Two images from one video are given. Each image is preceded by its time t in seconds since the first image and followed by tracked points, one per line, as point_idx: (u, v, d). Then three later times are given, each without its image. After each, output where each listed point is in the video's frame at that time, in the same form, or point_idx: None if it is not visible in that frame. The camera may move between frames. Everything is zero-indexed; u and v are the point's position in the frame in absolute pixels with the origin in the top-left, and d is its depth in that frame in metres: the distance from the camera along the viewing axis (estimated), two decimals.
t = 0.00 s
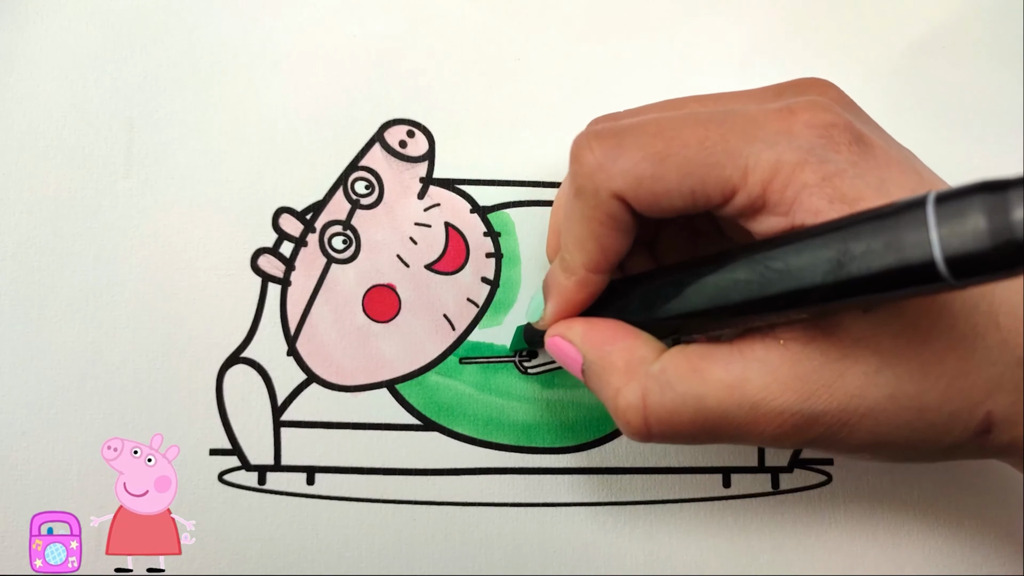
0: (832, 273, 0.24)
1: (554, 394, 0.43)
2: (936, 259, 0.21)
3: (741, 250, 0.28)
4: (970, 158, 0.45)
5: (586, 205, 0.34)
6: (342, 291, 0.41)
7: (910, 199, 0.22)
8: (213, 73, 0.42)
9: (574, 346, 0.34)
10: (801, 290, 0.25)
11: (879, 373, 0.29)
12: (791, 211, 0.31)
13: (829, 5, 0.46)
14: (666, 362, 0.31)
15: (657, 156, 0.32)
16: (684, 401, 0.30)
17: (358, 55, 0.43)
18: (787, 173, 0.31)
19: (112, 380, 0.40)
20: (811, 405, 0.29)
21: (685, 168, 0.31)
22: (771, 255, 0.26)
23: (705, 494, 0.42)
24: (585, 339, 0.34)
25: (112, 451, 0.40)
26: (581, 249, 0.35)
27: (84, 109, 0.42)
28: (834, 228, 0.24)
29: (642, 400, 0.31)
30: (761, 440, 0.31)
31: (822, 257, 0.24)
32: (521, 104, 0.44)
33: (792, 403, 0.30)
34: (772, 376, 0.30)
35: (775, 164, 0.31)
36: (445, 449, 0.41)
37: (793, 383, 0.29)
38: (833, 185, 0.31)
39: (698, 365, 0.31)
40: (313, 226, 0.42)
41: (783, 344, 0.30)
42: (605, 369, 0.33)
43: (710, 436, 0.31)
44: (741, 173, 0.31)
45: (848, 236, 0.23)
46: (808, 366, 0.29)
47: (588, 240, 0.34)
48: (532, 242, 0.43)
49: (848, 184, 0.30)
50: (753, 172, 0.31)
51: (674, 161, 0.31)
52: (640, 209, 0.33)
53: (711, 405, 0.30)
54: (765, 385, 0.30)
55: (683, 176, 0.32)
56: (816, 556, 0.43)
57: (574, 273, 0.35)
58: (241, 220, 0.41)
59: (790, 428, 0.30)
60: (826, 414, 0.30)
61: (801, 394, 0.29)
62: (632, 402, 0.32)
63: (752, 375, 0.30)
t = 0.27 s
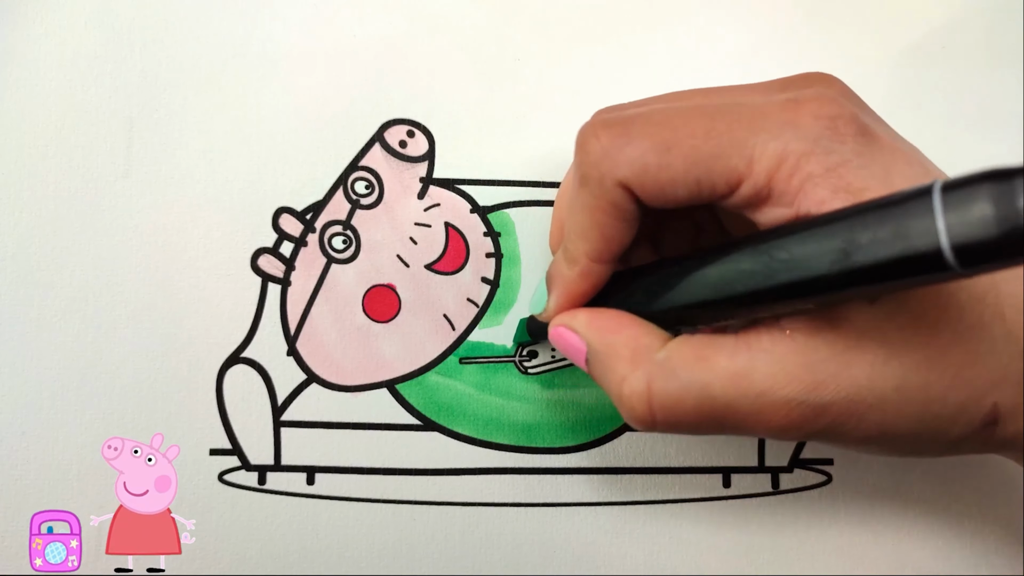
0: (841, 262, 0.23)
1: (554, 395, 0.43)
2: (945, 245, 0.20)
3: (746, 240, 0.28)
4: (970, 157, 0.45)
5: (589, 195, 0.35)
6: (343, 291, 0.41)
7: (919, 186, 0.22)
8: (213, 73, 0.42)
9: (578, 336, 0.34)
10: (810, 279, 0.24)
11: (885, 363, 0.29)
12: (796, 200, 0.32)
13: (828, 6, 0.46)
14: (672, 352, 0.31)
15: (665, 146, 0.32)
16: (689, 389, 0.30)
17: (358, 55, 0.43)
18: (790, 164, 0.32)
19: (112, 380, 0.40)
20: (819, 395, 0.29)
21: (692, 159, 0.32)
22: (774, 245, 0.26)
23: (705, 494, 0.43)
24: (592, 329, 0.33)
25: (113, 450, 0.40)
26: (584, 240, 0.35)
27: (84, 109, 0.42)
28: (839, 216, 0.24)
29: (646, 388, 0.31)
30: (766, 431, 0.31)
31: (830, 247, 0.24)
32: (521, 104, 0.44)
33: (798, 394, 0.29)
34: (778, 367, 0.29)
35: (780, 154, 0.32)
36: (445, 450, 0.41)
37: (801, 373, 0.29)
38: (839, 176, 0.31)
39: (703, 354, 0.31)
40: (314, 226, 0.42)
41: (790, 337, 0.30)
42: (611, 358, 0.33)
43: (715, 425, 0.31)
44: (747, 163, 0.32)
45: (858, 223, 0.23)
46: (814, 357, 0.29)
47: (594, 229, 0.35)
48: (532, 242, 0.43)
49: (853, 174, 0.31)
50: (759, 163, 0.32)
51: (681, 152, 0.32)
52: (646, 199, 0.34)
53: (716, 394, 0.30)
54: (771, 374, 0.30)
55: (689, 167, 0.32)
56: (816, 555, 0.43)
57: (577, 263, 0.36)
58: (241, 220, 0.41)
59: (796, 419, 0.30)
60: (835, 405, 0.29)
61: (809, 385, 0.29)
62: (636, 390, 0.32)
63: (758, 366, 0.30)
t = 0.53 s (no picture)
0: (879, 242, 0.24)
1: (554, 395, 0.43)
2: (977, 231, 0.21)
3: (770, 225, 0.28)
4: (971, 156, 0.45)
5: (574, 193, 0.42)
6: (343, 291, 0.41)
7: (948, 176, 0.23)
8: (213, 73, 0.42)
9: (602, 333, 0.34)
10: (849, 259, 0.25)
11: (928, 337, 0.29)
12: (810, 175, 0.32)
13: (827, 6, 0.46)
14: (703, 340, 0.31)
15: (685, 106, 0.36)
16: (724, 376, 0.30)
17: (358, 55, 0.43)
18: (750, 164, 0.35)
19: (112, 381, 0.40)
20: (858, 382, 0.29)
21: (708, 121, 0.35)
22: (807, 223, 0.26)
23: (705, 494, 0.43)
24: (620, 325, 0.33)
25: (113, 450, 0.40)
26: (596, 191, 0.39)
27: (85, 110, 0.42)
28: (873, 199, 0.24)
29: (679, 376, 0.31)
30: (803, 420, 0.30)
31: (869, 226, 0.24)
32: (521, 104, 0.44)
33: (836, 380, 0.29)
34: (814, 352, 0.29)
35: (798, 129, 0.32)
36: (445, 449, 0.41)
37: (836, 360, 0.29)
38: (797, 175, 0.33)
39: (736, 342, 0.31)
40: (314, 226, 0.42)
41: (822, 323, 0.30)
42: (641, 349, 0.32)
43: (750, 414, 0.31)
44: (763, 133, 0.34)
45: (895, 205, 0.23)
46: (854, 341, 0.29)
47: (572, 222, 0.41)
48: (531, 242, 0.43)
49: (875, 151, 0.30)
50: (774, 134, 0.33)
51: (699, 113, 0.35)
52: (661, 157, 0.37)
53: (752, 381, 0.30)
54: (805, 360, 0.30)
55: (705, 128, 0.35)
56: (816, 556, 0.43)
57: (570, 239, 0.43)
58: (241, 220, 0.42)
59: (835, 408, 0.30)
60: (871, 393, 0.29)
61: (847, 372, 0.29)
62: (669, 378, 0.32)
63: (792, 352, 0.30)
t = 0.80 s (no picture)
0: (863, 254, 0.23)
1: (554, 395, 0.43)
2: (958, 246, 0.21)
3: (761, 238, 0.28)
4: (972, 156, 0.45)
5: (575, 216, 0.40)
6: (343, 291, 0.41)
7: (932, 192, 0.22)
8: (213, 73, 0.42)
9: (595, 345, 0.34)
10: (836, 272, 0.24)
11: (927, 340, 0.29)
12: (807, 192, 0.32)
13: (829, 6, 0.46)
14: (694, 352, 0.31)
15: (678, 134, 0.34)
16: (715, 388, 0.31)
17: (358, 55, 0.43)
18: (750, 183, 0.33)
19: (112, 381, 0.40)
20: (846, 393, 0.29)
21: (704, 147, 0.33)
22: (797, 234, 0.26)
23: (705, 494, 0.43)
24: (612, 339, 0.33)
25: (112, 451, 0.40)
26: (601, 223, 0.37)
27: (85, 109, 0.42)
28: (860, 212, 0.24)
29: (671, 388, 0.32)
30: (795, 428, 0.31)
31: (852, 241, 0.24)
32: (521, 104, 0.44)
33: (822, 392, 0.29)
34: (801, 364, 0.30)
35: (794, 145, 0.32)
36: (445, 449, 0.41)
37: (823, 371, 0.29)
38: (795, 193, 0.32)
39: (726, 354, 0.31)
40: (314, 226, 0.42)
41: (808, 338, 0.30)
42: (634, 362, 0.33)
43: (743, 424, 0.32)
44: (759, 152, 0.32)
45: (880, 217, 0.23)
46: (839, 354, 0.29)
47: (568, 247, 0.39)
48: (531, 242, 0.43)
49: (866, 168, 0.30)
50: (771, 152, 0.32)
51: (693, 139, 0.34)
52: (658, 182, 0.35)
53: (743, 393, 0.30)
54: (794, 371, 0.30)
55: (701, 154, 0.34)
56: (816, 556, 0.43)
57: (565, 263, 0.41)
58: (241, 220, 0.41)
59: (825, 417, 0.30)
60: (857, 403, 0.29)
61: (833, 382, 0.29)
62: (662, 391, 0.32)
63: (781, 363, 0.30)
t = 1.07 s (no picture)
0: (877, 258, 0.23)
1: (554, 394, 0.43)
2: (972, 249, 0.21)
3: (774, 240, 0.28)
4: (972, 156, 0.45)
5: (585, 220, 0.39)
6: (343, 291, 0.41)
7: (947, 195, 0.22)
8: (213, 73, 0.42)
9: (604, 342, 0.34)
10: (850, 275, 0.24)
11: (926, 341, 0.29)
12: (814, 192, 0.32)
13: (829, 6, 0.46)
14: (696, 353, 0.31)
15: (683, 138, 0.33)
16: (715, 389, 0.31)
17: (358, 55, 0.43)
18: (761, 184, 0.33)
19: (111, 381, 0.40)
20: (845, 393, 0.29)
21: (710, 152, 0.33)
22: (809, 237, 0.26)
23: (705, 494, 0.43)
24: (617, 337, 0.34)
25: (74, 463, 0.40)
26: (610, 229, 0.36)
27: (84, 109, 0.42)
28: (875, 215, 0.24)
29: (673, 390, 0.31)
30: (794, 429, 0.31)
31: (863, 244, 0.24)
32: (521, 104, 0.44)
33: (821, 392, 0.29)
34: (802, 364, 0.30)
35: (798, 147, 0.31)
36: (445, 449, 0.41)
37: (823, 371, 0.29)
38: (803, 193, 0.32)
39: (729, 355, 0.31)
40: (314, 226, 0.42)
41: (812, 337, 0.30)
42: (637, 361, 0.33)
43: (744, 426, 0.31)
44: (765, 154, 0.32)
45: (895, 220, 0.23)
46: (839, 353, 0.29)
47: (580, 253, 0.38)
48: (532, 242, 0.43)
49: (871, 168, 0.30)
50: (778, 153, 0.32)
51: (699, 143, 0.33)
52: (666, 188, 0.34)
53: (743, 394, 0.30)
54: (794, 371, 0.30)
55: (707, 158, 0.33)
56: (816, 556, 0.43)
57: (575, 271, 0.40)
58: (241, 220, 0.41)
59: (824, 418, 0.30)
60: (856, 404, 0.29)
61: (832, 383, 0.29)
62: (663, 393, 0.32)
63: (782, 364, 0.30)
